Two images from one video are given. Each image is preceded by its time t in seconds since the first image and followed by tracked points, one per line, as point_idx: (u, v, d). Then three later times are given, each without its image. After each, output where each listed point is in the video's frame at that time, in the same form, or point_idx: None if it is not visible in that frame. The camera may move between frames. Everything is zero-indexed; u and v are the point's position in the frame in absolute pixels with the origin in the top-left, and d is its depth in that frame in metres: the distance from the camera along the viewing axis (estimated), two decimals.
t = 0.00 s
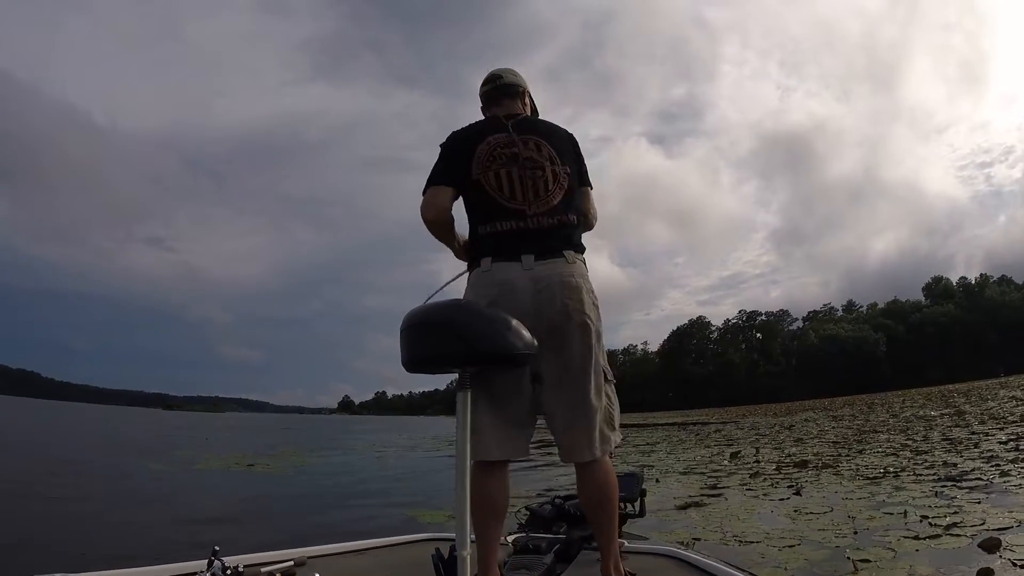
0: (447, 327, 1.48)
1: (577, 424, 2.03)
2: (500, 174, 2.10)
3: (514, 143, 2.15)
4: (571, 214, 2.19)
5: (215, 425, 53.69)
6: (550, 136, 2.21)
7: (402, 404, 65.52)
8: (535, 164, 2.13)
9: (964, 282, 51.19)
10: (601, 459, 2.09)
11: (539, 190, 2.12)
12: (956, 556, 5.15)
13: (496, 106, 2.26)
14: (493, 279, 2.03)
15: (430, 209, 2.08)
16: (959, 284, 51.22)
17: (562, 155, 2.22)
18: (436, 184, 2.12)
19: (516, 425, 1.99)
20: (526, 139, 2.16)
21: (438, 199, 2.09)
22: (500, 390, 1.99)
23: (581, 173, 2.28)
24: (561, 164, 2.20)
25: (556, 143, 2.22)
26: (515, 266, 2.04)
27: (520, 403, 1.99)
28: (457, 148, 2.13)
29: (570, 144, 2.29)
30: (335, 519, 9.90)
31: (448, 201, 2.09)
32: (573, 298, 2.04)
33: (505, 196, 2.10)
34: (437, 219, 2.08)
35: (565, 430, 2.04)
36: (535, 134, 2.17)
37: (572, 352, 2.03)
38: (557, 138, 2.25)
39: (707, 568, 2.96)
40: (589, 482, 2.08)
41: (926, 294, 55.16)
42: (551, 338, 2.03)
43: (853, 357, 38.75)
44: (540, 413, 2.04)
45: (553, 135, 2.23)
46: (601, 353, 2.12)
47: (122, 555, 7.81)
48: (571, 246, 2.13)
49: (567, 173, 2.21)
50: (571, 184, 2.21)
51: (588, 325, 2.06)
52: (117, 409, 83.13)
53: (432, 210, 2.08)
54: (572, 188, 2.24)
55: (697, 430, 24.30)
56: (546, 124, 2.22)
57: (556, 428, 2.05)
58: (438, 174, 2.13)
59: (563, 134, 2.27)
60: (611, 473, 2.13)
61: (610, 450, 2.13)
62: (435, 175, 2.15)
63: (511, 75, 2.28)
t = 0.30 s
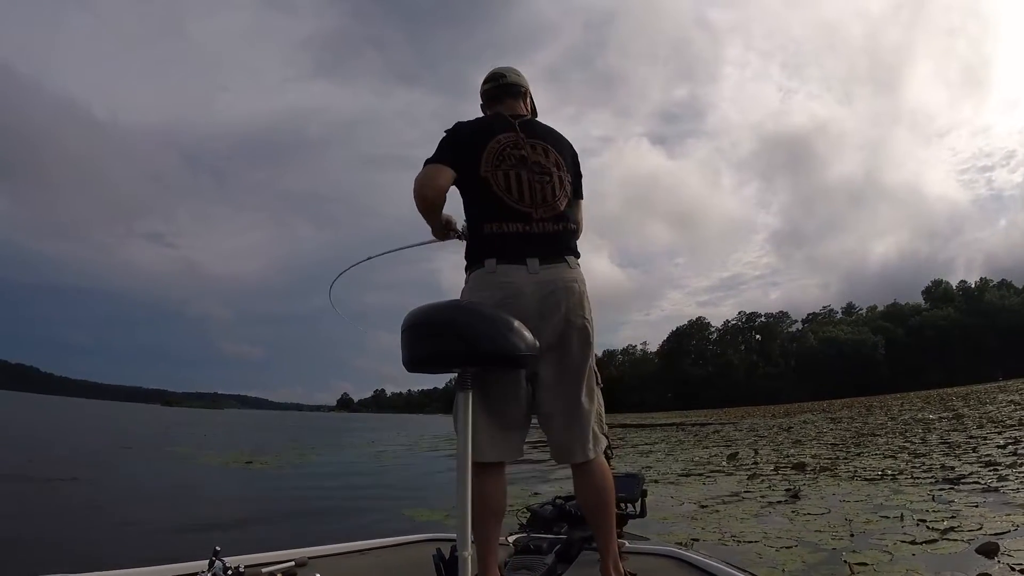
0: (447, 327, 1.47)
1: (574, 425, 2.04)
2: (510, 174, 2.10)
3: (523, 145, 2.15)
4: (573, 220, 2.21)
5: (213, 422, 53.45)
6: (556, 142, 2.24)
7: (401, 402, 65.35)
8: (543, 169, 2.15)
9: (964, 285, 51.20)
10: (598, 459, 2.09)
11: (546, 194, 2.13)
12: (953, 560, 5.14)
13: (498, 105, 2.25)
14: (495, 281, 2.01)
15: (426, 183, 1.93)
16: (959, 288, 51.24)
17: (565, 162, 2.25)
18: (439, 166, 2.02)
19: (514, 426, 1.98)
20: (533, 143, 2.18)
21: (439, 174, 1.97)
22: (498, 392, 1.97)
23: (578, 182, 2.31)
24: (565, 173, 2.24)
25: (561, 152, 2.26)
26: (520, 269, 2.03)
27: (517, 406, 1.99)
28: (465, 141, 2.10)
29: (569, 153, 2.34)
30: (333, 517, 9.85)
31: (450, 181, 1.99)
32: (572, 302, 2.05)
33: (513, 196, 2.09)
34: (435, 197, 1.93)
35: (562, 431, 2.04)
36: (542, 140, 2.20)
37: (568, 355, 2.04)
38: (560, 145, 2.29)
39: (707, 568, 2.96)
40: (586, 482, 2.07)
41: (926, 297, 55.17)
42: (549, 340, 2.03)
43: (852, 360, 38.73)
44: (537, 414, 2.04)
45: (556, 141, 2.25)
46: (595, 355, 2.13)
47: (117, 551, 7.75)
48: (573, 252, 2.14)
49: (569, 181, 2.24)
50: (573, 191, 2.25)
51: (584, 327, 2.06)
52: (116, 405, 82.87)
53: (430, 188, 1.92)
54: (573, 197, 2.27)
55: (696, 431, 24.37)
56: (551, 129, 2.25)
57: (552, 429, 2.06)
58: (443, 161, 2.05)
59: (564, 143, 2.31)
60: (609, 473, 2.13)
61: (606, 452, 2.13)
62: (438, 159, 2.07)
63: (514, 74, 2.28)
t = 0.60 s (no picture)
0: (449, 324, 1.47)
1: (571, 425, 2.03)
2: (507, 171, 2.09)
3: (521, 144, 2.16)
4: (566, 222, 2.22)
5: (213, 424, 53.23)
6: (551, 144, 2.26)
7: (401, 403, 65.27)
8: (539, 170, 2.16)
9: (962, 281, 51.26)
10: (597, 457, 2.09)
11: (541, 194, 2.13)
12: (953, 556, 5.13)
13: (493, 103, 2.25)
14: (491, 279, 2.00)
15: (426, 174, 1.89)
16: (957, 283, 51.30)
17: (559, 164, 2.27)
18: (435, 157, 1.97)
19: (511, 424, 1.97)
20: (530, 143, 2.18)
21: (441, 164, 1.93)
22: (496, 390, 1.97)
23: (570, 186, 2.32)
24: (559, 175, 2.25)
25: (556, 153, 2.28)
26: (516, 269, 2.02)
27: (514, 403, 1.98)
28: (465, 135, 2.08)
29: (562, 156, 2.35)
30: (332, 518, 9.83)
31: (453, 171, 1.95)
32: (566, 301, 2.04)
33: (509, 195, 2.09)
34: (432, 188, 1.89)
35: (558, 431, 2.03)
36: (538, 140, 2.21)
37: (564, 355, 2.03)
38: (554, 147, 2.30)
39: (711, 565, 2.95)
40: (585, 481, 2.07)
41: (924, 293, 55.22)
42: (547, 338, 2.02)
43: (852, 356, 38.74)
44: (537, 415, 2.03)
45: (550, 143, 2.26)
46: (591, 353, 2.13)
47: (114, 554, 7.72)
48: (567, 253, 2.14)
49: (563, 183, 2.26)
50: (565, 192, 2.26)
51: (579, 325, 2.06)
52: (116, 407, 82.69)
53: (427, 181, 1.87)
54: (565, 199, 2.28)
55: (695, 428, 24.38)
56: (546, 131, 2.26)
57: (550, 430, 2.04)
58: (443, 152, 2.01)
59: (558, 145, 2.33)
60: (607, 470, 2.12)
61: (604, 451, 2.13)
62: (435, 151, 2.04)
63: (510, 74, 2.28)
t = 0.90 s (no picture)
0: (451, 323, 1.47)
1: (570, 427, 2.03)
2: (511, 170, 2.09)
3: (527, 144, 2.15)
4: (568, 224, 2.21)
5: (211, 425, 53.11)
6: (558, 144, 2.26)
7: (399, 403, 65.24)
8: (543, 169, 2.15)
9: (960, 281, 51.35)
10: (598, 458, 2.09)
11: (544, 194, 2.13)
12: (950, 554, 5.13)
13: (503, 100, 2.25)
14: (489, 277, 2.00)
15: (436, 173, 1.92)
16: (955, 283, 51.38)
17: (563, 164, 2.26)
18: (441, 155, 1.98)
19: (511, 423, 1.97)
20: (535, 143, 2.18)
21: (449, 166, 1.95)
22: (496, 388, 1.97)
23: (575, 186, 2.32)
24: (563, 176, 2.24)
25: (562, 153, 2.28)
26: (515, 267, 2.02)
27: (514, 403, 1.99)
28: (471, 132, 2.07)
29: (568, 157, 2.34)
30: (330, 519, 9.82)
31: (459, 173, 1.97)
32: (565, 299, 2.04)
33: (512, 192, 2.08)
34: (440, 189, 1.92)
35: (559, 431, 2.03)
36: (544, 140, 2.20)
37: (563, 353, 2.03)
38: (560, 147, 2.30)
39: (712, 565, 2.94)
40: (585, 481, 2.06)
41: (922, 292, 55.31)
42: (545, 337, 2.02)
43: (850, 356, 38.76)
44: (536, 415, 2.03)
45: (556, 144, 2.26)
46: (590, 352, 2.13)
47: (110, 555, 7.71)
48: (566, 254, 2.13)
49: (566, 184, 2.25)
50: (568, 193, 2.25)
51: (577, 325, 2.06)
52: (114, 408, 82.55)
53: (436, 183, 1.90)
54: (568, 200, 2.27)
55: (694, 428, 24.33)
56: (553, 131, 2.26)
57: (549, 431, 2.04)
58: (446, 149, 2.02)
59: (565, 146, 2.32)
60: (608, 471, 2.12)
61: (604, 451, 2.12)
62: (440, 148, 2.04)
63: (521, 73, 2.28)
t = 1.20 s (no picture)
0: (453, 324, 1.46)
1: (575, 428, 2.01)
2: (508, 169, 2.09)
3: (525, 141, 2.13)
4: (576, 216, 2.15)
5: (208, 423, 52.99)
6: (566, 134, 2.19)
7: (397, 403, 65.23)
8: (544, 164, 2.11)
9: (958, 283, 51.41)
10: (602, 460, 2.07)
11: (543, 190, 2.10)
12: (946, 556, 5.14)
13: (514, 96, 2.23)
14: (484, 276, 2.03)
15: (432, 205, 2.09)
16: (953, 284, 51.44)
17: (573, 153, 2.18)
18: (446, 175, 2.14)
19: (515, 424, 1.97)
20: (536, 138, 2.14)
21: (447, 191, 2.10)
22: (501, 388, 1.96)
23: (591, 175, 2.24)
24: (572, 166, 2.17)
25: (570, 142, 2.19)
26: (512, 264, 2.04)
27: (518, 402, 1.97)
28: (468, 140, 2.14)
29: (586, 143, 2.24)
30: (328, 518, 9.78)
31: (457, 194, 2.11)
32: (569, 297, 2.02)
33: (507, 191, 2.09)
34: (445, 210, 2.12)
35: (561, 433, 2.01)
36: (549, 134, 2.16)
37: (567, 352, 2.00)
38: (572, 135, 2.22)
39: (712, 565, 2.93)
40: (589, 480, 2.06)
41: (921, 294, 55.38)
42: (549, 335, 2.00)
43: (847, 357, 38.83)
44: (539, 413, 2.02)
45: (566, 134, 2.19)
46: (596, 351, 2.10)
47: (106, 554, 7.65)
48: (569, 248, 2.09)
49: (575, 174, 2.17)
50: (579, 183, 2.18)
51: (583, 323, 2.03)
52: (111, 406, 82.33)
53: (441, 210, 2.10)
54: (581, 192, 2.20)
55: (691, 428, 24.32)
56: (562, 122, 2.20)
57: (552, 430, 2.03)
58: (447, 166, 2.14)
59: (579, 134, 2.23)
60: (613, 472, 2.11)
61: (609, 451, 2.10)
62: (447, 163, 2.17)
63: (535, 65, 2.25)
